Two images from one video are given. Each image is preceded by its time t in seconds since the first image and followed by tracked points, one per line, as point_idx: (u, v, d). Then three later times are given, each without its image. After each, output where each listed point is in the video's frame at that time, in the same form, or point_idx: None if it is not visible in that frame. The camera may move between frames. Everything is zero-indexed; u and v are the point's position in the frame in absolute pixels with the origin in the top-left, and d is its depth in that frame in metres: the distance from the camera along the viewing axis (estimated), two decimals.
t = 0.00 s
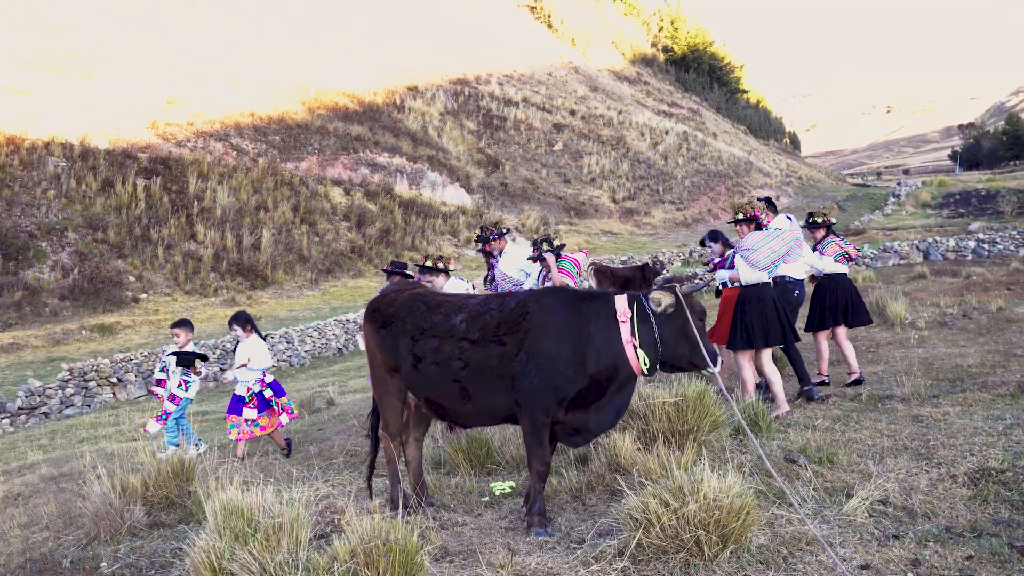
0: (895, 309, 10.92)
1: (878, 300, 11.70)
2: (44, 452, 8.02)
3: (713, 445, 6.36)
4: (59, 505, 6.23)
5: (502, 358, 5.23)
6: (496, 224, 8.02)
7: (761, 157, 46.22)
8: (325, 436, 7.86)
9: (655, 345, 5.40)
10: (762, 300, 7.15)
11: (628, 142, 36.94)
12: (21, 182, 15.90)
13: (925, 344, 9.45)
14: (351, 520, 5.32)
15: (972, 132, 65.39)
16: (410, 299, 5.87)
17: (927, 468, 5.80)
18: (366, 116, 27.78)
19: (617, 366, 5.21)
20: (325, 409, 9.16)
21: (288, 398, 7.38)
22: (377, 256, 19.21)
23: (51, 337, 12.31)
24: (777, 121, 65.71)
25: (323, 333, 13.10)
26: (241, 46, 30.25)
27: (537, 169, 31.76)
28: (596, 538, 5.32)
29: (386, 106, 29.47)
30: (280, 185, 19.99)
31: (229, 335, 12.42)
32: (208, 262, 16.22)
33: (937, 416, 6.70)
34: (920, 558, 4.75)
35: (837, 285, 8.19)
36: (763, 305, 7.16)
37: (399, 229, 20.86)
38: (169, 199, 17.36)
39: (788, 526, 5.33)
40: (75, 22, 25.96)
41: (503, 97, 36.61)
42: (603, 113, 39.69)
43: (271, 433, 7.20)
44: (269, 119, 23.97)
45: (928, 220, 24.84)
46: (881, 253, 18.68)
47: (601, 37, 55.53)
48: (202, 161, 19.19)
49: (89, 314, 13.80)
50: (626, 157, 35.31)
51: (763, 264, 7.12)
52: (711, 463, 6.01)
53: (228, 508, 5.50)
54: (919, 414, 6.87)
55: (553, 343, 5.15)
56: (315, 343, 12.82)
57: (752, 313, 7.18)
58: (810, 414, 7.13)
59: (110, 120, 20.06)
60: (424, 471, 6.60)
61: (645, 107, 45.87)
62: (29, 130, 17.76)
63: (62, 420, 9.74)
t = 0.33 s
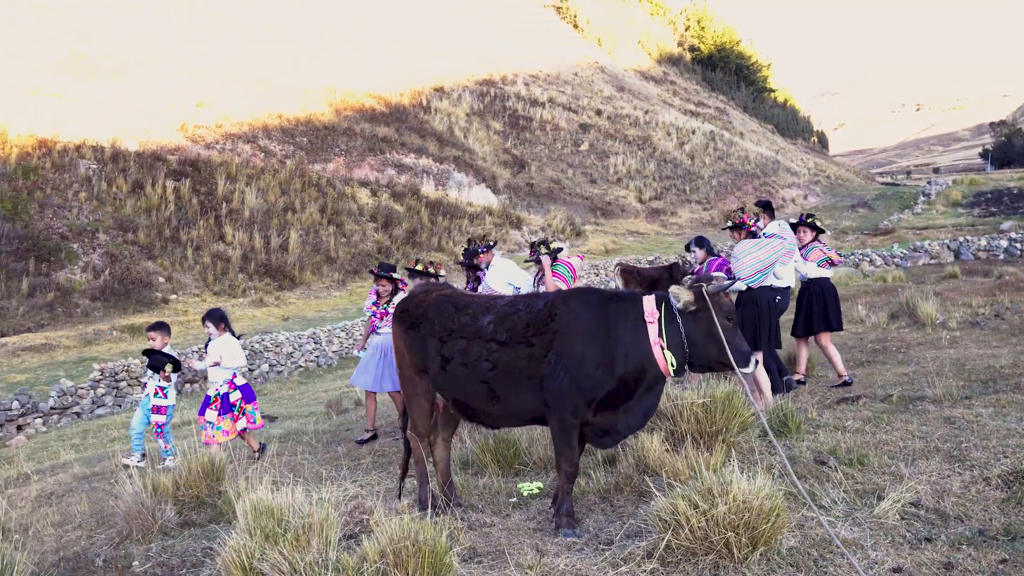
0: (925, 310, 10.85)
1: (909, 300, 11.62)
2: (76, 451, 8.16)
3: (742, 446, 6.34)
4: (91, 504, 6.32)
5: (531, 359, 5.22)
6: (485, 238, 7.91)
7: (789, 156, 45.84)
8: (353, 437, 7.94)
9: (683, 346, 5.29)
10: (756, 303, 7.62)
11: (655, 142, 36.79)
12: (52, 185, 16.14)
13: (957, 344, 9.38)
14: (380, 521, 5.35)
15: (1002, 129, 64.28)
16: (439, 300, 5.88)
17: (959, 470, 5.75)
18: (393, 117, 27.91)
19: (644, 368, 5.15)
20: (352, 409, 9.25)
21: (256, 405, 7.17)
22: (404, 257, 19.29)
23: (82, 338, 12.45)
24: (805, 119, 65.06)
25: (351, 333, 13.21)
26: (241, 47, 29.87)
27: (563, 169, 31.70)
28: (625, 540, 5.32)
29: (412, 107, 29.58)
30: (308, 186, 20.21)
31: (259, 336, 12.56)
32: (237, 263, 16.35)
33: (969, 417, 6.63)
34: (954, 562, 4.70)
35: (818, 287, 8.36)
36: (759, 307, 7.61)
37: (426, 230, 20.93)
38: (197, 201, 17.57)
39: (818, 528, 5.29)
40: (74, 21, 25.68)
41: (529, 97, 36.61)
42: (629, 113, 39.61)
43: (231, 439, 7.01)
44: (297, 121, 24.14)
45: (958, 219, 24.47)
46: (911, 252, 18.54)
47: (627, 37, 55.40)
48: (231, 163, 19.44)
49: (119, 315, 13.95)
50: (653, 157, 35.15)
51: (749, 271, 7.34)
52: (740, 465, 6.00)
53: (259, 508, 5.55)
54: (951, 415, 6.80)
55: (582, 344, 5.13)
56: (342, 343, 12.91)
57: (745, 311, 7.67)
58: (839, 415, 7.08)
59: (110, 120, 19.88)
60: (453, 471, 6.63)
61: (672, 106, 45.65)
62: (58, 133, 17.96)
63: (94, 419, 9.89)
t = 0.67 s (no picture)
0: (948, 310, 10.77)
1: (931, 300, 11.52)
2: (100, 449, 8.29)
3: (763, 447, 6.33)
4: (114, 504, 6.37)
5: (552, 359, 5.21)
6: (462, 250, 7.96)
7: (809, 156, 45.54)
8: (372, 438, 7.98)
9: (702, 346, 5.22)
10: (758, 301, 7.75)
11: (674, 142, 36.64)
12: (75, 186, 16.38)
13: (980, 344, 9.32)
14: (400, 521, 5.36)
15: None
16: (459, 301, 5.89)
17: (983, 472, 5.71)
18: (412, 118, 28.00)
19: (664, 368, 5.10)
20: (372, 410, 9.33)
21: (209, 420, 6.94)
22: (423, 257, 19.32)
23: (105, 338, 12.55)
24: (826, 118, 64.54)
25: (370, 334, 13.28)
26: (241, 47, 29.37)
27: (582, 170, 31.63)
28: (645, 541, 5.31)
29: (432, 108, 29.68)
30: (327, 187, 20.35)
31: (279, 336, 12.77)
32: (257, 263, 16.44)
33: (993, 419, 6.59)
34: (977, 564, 4.67)
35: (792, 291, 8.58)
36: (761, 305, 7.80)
37: (445, 231, 20.98)
38: (218, 202, 17.76)
39: (839, 529, 5.26)
40: (74, 21, 25.47)
41: (548, 98, 36.63)
42: (648, 113, 39.52)
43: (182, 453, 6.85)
44: (316, 122, 24.25)
45: (980, 219, 24.20)
46: (934, 253, 18.43)
47: (646, 37, 55.31)
48: (251, 164, 19.63)
49: (141, 315, 14.02)
50: (672, 157, 35.00)
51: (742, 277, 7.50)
52: (761, 466, 5.99)
53: (281, 507, 5.57)
54: (974, 417, 6.75)
55: (603, 345, 5.09)
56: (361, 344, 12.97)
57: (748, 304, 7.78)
58: (861, 416, 7.05)
59: (110, 120, 19.74)
60: (473, 471, 6.65)
61: (691, 106, 45.47)
62: (82, 136, 18.20)
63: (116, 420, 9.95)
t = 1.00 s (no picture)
0: (977, 310, 10.65)
1: (960, 300, 11.38)
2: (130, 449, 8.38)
3: (790, 448, 6.30)
4: (142, 503, 6.43)
5: (579, 360, 5.19)
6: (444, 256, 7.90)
7: (835, 155, 45.12)
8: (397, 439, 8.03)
9: (728, 347, 5.12)
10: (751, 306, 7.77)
11: (698, 142, 36.39)
12: (102, 189, 16.60)
13: (1010, 344, 9.22)
14: (426, 520, 5.38)
15: None
16: (487, 302, 5.89)
17: (1014, 473, 5.66)
18: (435, 119, 28.06)
19: (691, 369, 5.03)
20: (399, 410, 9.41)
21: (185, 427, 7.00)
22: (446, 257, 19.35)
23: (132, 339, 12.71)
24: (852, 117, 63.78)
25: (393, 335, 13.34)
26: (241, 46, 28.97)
27: (606, 169, 31.50)
28: (672, 541, 5.29)
29: (455, 109, 29.76)
30: (351, 189, 20.47)
31: (303, 337, 12.87)
32: (282, 264, 16.55)
33: None
34: (1009, 566, 4.62)
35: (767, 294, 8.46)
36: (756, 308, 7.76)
37: (468, 231, 21.00)
38: (243, 203, 17.98)
39: (868, 531, 5.21)
40: (74, 23, 25.65)
41: (571, 98, 36.53)
42: (672, 112, 39.32)
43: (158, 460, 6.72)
44: (340, 124, 24.38)
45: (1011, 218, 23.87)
46: (962, 252, 18.26)
47: (670, 36, 55.02)
48: (276, 166, 19.84)
49: (167, 316, 14.08)
50: (696, 157, 34.81)
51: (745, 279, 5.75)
52: (789, 467, 5.96)
53: (307, 506, 5.59)
54: (1005, 418, 6.68)
55: (630, 346, 5.04)
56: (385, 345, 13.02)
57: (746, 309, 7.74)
58: (889, 416, 7.00)
59: (109, 120, 19.68)
60: (498, 472, 6.66)
61: (714, 106, 45.19)
62: (108, 139, 18.41)
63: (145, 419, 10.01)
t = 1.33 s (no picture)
0: None
1: (1008, 300, 11.18)
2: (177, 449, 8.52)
3: (833, 449, 6.27)
4: (188, 501, 6.51)
5: (632, 362, 5.17)
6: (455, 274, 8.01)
7: (877, 154, 44.40)
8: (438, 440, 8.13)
9: (784, 349, 5.02)
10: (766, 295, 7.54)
11: (738, 142, 35.98)
12: (147, 191, 16.93)
13: None
14: (469, 519, 5.40)
15: None
16: (541, 304, 5.89)
17: None
18: (474, 120, 28.32)
19: (745, 374, 4.95)
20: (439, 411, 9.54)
21: (182, 434, 6.81)
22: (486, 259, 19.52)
23: (176, 339, 12.92)
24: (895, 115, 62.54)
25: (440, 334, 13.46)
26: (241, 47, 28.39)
27: (644, 170, 31.36)
28: (714, 544, 5.24)
29: (493, 109, 29.96)
30: (390, 190, 20.70)
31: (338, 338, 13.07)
32: (322, 266, 16.77)
33: None
34: None
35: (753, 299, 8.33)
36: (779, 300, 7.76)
37: (507, 232, 21.07)
38: (284, 205, 18.26)
39: (915, 534, 5.13)
40: (74, 21, 25.25)
41: (610, 98, 36.37)
42: (711, 112, 38.94)
43: (152, 466, 6.65)
44: (379, 125, 24.76)
45: None
46: (1010, 253, 17.99)
47: (709, 35, 54.27)
48: (316, 168, 20.10)
49: (210, 317, 14.40)
50: (736, 157, 34.45)
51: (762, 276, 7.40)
52: (832, 469, 5.92)
53: (350, 505, 5.59)
54: None
55: (684, 352, 5.01)
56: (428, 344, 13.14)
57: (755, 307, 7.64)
58: (935, 418, 6.92)
59: (108, 120, 19.65)
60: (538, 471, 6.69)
61: (754, 105, 44.60)
62: (152, 143, 18.83)
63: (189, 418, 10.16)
